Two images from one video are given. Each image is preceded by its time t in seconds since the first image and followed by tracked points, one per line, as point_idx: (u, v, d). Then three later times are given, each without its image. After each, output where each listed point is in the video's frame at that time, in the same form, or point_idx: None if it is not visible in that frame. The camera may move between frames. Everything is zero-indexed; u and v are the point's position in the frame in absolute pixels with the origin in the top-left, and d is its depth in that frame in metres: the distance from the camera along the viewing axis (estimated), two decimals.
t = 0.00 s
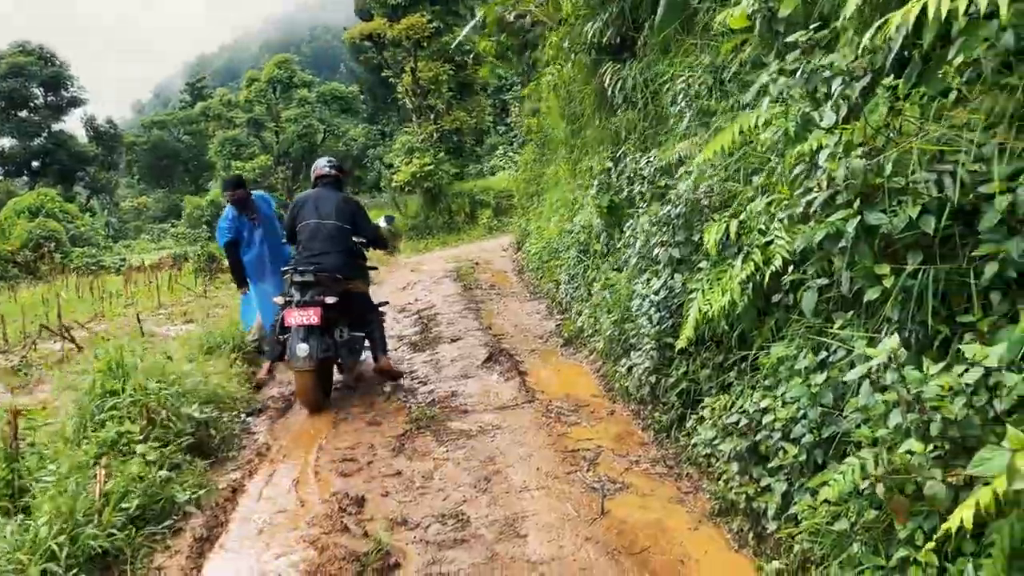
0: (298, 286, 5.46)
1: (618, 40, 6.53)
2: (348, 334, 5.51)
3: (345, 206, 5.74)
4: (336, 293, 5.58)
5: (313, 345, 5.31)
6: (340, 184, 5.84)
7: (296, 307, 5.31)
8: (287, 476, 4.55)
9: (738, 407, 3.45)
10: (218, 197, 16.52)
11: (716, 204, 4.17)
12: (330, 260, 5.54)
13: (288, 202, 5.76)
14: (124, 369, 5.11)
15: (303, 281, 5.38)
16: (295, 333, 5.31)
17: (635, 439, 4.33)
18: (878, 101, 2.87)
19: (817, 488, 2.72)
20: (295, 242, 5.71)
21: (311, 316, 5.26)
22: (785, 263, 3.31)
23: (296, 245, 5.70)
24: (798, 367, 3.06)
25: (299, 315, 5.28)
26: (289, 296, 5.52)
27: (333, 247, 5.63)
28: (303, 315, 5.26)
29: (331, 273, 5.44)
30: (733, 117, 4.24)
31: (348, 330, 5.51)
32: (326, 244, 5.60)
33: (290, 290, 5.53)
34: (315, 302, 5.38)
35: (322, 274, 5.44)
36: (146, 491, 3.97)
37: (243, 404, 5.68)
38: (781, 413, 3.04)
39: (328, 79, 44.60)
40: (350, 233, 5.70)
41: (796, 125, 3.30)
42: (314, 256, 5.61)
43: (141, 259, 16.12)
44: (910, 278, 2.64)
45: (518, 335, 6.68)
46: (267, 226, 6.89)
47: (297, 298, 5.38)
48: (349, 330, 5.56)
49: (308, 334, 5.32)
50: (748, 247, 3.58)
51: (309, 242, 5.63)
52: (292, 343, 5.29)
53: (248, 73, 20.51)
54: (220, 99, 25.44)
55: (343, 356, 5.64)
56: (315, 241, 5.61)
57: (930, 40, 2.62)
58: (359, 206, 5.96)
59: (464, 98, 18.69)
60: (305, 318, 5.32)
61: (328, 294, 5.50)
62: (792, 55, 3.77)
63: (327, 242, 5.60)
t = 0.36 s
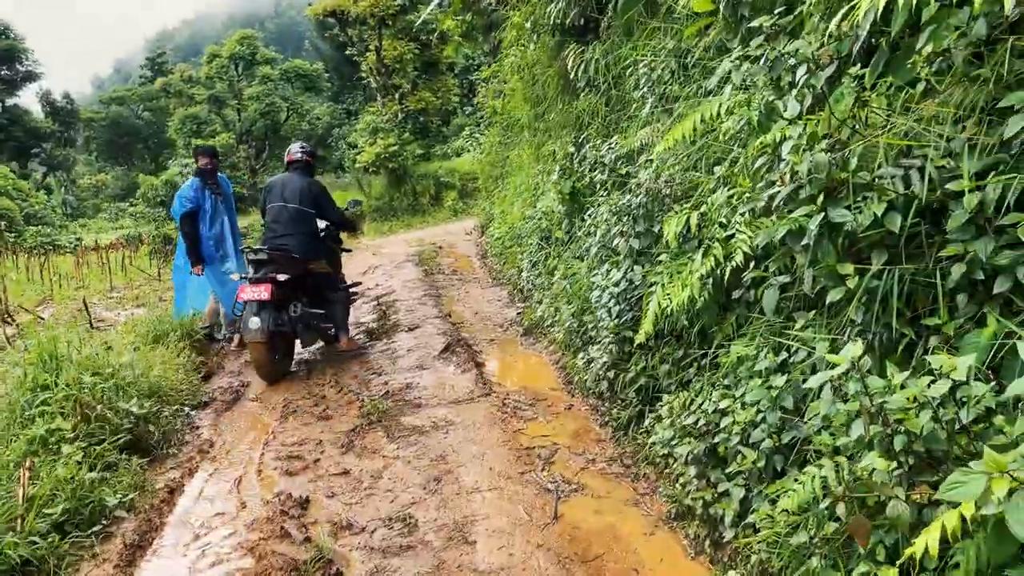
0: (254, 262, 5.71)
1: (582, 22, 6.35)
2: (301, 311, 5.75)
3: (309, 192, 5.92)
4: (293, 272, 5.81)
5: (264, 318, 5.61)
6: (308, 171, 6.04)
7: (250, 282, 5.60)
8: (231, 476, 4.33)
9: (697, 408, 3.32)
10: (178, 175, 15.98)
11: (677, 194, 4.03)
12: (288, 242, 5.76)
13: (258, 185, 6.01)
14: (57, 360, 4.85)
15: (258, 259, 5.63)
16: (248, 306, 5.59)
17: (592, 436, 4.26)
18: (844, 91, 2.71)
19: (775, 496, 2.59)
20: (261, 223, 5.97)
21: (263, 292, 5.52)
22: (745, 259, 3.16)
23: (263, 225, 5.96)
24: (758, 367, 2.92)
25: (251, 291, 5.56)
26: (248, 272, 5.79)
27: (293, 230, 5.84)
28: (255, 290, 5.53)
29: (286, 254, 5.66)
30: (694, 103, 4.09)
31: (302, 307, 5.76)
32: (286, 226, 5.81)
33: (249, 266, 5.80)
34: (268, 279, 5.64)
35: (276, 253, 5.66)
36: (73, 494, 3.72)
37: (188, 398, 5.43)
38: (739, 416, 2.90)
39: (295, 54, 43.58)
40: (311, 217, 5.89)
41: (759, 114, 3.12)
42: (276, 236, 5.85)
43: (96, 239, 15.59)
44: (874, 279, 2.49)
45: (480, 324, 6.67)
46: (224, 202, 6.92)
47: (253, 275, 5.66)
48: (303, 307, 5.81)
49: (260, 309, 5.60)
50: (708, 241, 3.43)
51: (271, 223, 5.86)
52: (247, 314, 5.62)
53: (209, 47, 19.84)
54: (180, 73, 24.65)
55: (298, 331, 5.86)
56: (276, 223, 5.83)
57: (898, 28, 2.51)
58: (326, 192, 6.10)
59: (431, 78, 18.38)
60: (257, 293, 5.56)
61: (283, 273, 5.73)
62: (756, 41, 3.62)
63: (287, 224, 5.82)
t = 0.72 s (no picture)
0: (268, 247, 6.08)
1: (582, 21, 6.24)
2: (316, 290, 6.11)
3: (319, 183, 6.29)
4: (305, 255, 6.18)
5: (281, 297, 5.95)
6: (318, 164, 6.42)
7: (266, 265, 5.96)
8: (217, 483, 4.20)
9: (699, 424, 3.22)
10: (169, 167, 15.77)
11: (679, 201, 3.92)
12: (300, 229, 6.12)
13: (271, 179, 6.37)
14: (39, 360, 4.71)
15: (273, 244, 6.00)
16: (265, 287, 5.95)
17: (588, 447, 4.17)
18: (860, 101, 2.60)
19: (783, 522, 2.49)
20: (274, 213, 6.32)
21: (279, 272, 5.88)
22: (752, 271, 3.05)
23: (275, 215, 6.31)
24: (765, 385, 2.82)
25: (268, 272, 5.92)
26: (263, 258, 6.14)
27: (305, 218, 6.20)
28: (271, 271, 5.89)
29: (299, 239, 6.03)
30: (699, 108, 3.99)
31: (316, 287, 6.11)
32: (298, 214, 6.18)
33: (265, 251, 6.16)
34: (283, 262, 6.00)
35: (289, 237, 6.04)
36: (51, 504, 3.57)
37: (175, 399, 5.29)
38: (745, 436, 2.79)
39: (290, 47, 43.20)
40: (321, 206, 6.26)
41: (769, 122, 3.01)
42: (289, 224, 6.22)
43: (85, 229, 15.37)
44: (890, 299, 2.39)
45: (472, 325, 6.58)
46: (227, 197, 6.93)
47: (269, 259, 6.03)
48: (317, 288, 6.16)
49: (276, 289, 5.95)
50: (713, 251, 3.33)
51: (284, 213, 6.22)
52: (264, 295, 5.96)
53: (203, 38, 19.63)
54: (174, 63, 24.40)
55: (312, 311, 6.21)
56: (288, 212, 6.20)
57: (919, 37, 2.40)
58: (335, 183, 6.46)
59: (426, 73, 18.23)
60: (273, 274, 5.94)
61: (296, 256, 6.10)
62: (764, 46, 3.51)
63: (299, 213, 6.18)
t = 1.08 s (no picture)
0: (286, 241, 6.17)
1: (586, 12, 5.98)
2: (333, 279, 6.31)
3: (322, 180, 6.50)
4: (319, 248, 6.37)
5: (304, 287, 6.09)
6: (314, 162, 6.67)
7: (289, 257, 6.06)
8: (203, 499, 3.93)
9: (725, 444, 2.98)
10: (155, 160, 15.38)
11: (697, 202, 3.68)
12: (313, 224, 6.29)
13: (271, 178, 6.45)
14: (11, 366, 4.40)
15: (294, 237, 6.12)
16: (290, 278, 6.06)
17: (598, 461, 3.93)
18: (914, 96, 2.36)
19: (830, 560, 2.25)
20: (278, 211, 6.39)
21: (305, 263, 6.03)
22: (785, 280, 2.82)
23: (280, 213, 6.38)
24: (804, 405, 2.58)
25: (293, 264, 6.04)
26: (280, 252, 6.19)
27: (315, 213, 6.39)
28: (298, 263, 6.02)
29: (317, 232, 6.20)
30: (718, 103, 3.74)
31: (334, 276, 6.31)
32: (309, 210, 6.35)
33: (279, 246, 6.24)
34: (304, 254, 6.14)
35: (309, 231, 6.29)
36: (20, 527, 3.28)
37: (158, 406, 4.99)
38: (781, 461, 2.55)
39: (278, 40, 42.61)
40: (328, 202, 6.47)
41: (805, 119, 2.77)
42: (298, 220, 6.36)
43: (68, 223, 14.95)
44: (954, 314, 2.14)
45: (468, 326, 6.33)
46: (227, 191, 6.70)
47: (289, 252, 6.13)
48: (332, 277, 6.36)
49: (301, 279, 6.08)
50: (740, 257, 3.09)
51: (292, 210, 6.34)
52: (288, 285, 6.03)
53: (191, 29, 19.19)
54: (161, 55, 23.92)
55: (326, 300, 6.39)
56: (298, 208, 6.33)
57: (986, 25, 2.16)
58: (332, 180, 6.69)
59: (418, 67, 17.92)
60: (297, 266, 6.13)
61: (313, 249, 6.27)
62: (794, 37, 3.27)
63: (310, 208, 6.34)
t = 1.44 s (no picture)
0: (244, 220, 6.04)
1: None
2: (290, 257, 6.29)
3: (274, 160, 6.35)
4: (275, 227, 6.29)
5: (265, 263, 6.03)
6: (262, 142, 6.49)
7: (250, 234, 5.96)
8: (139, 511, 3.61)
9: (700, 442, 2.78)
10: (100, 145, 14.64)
11: (664, 181, 3.43)
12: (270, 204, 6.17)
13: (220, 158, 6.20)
14: None
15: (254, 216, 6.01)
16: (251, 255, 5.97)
17: (565, 456, 3.71)
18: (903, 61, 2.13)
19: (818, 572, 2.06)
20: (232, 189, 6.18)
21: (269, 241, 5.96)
22: (763, 265, 2.61)
23: (233, 192, 6.17)
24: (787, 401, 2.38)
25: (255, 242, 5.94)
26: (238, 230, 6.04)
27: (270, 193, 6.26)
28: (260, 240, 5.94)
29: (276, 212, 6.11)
30: (685, 74, 3.49)
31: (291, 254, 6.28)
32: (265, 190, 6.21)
33: (236, 224, 6.09)
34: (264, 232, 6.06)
35: (267, 210, 6.17)
36: None
37: (92, 409, 4.61)
38: (763, 463, 2.34)
39: (230, 18, 41.12)
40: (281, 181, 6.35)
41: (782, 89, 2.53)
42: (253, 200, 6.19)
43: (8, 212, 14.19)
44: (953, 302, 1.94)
45: (428, 313, 6.04)
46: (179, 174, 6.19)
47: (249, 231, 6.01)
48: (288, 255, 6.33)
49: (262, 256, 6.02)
50: (713, 240, 2.86)
51: (247, 190, 6.16)
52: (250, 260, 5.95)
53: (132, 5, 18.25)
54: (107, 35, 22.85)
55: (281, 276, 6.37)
56: (253, 188, 6.15)
57: None
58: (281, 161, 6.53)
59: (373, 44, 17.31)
60: (258, 243, 6.06)
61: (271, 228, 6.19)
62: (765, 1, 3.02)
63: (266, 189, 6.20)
